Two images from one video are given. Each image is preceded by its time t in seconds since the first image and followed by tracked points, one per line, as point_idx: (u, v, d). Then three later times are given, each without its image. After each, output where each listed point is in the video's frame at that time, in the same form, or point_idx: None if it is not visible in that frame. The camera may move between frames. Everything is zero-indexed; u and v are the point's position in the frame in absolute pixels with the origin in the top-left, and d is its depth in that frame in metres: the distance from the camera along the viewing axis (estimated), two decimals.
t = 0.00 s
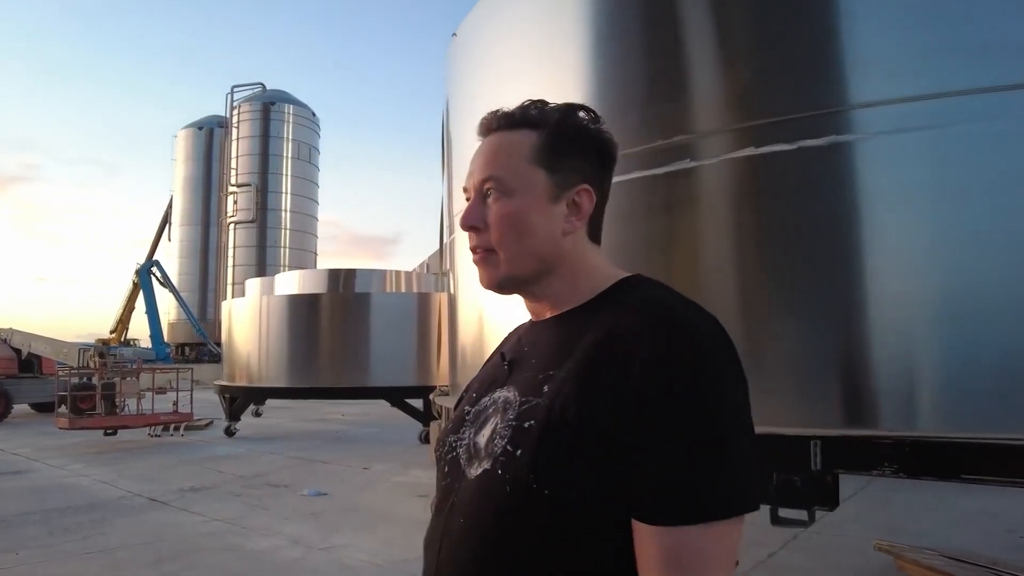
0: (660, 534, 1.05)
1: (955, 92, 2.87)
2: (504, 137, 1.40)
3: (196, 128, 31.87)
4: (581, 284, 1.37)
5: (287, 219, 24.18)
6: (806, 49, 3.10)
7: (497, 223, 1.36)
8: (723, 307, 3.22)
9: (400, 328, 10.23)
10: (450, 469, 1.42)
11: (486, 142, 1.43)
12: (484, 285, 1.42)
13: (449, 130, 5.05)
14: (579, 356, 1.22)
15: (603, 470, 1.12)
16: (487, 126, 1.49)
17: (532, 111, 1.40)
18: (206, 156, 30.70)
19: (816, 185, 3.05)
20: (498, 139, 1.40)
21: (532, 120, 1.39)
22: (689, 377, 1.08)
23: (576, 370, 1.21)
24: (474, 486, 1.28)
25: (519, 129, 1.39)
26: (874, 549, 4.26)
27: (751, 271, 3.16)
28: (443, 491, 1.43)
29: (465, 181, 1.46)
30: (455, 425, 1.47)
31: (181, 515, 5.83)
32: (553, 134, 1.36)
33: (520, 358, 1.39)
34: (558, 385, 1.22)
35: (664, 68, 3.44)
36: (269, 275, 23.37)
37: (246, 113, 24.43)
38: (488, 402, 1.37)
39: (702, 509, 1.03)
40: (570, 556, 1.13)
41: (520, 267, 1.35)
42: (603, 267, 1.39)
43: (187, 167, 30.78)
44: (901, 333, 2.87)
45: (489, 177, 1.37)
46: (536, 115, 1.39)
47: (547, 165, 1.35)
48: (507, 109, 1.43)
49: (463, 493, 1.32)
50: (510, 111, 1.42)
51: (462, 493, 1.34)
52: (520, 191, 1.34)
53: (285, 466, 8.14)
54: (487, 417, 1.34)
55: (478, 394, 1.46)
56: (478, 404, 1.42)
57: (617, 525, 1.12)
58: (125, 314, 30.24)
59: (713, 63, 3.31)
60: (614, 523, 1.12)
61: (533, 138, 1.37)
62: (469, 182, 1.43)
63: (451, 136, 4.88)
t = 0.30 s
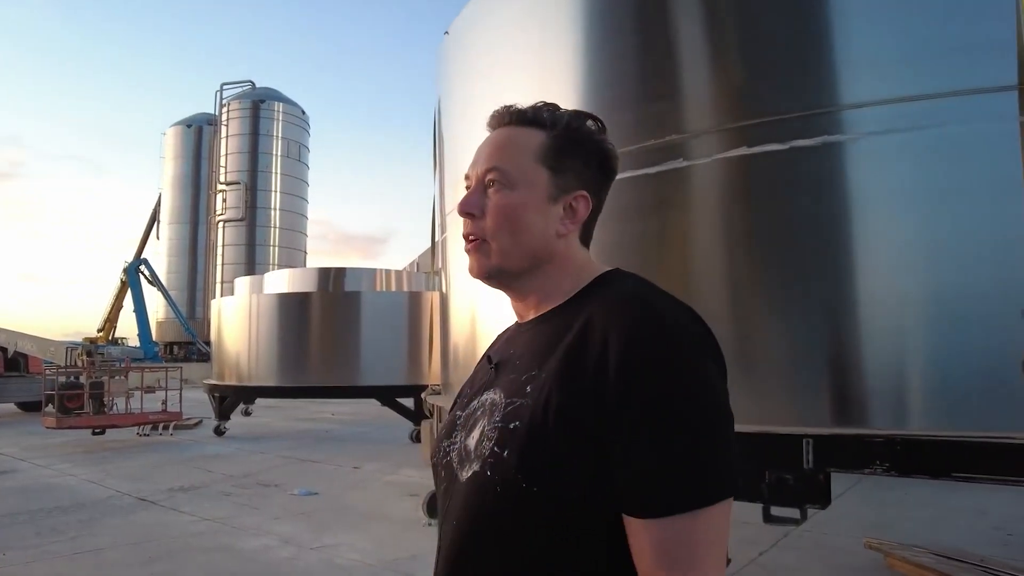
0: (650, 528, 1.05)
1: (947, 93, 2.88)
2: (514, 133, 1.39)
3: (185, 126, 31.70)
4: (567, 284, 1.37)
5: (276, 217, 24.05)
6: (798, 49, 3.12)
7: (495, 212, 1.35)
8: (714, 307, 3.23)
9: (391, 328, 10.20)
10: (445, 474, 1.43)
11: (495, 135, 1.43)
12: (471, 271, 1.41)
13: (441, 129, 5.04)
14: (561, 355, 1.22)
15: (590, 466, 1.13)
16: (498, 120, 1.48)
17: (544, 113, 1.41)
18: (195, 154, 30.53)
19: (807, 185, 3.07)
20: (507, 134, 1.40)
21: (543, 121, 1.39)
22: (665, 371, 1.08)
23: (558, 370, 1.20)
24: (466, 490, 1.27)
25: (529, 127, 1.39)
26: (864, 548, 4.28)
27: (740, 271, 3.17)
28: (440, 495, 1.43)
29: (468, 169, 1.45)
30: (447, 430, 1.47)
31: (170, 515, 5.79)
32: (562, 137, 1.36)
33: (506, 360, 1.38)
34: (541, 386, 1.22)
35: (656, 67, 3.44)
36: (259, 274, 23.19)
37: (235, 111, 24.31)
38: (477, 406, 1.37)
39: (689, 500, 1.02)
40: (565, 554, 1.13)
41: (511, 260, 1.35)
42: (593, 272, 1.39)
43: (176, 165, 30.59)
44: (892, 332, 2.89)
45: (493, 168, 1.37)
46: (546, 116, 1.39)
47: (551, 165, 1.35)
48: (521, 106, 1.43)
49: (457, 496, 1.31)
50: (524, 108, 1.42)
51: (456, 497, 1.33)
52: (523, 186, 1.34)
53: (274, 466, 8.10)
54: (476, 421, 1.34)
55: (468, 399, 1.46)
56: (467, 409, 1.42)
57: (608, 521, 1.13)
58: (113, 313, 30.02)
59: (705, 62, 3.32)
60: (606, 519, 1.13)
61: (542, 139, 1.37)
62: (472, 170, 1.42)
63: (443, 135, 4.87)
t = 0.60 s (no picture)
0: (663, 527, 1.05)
1: (948, 95, 2.88)
2: (521, 141, 1.38)
3: (183, 125, 31.67)
4: (576, 290, 1.36)
5: (275, 217, 24.01)
6: (799, 51, 3.11)
7: (508, 217, 1.33)
8: (716, 309, 3.23)
9: (390, 328, 10.19)
10: (454, 483, 1.42)
11: (499, 142, 1.42)
12: (477, 278, 1.37)
13: (441, 129, 5.03)
14: (567, 358, 1.22)
15: (597, 468, 1.12)
16: (498, 130, 1.47)
17: (548, 124, 1.41)
18: (193, 153, 30.49)
19: (808, 187, 3.07)
20: (515, 141, 1.39)
21: (548, 132, 1.39)
22: (668, 368, 1.08)
23: (565, 373, 1.20)
24: (475, 496, 1.27)
25: (535, 135, 1.39)
26: (863, 548, 4.28)
27: (740, 272, 3.18)
28: (450, 505, 1.42)
29: (471, 176, 1.42)
30: (455, 440, 1.47)
31: (169, 515, 5.79)
32: (568, 148, 1.38)
33: (512, 367, 1.38)
34: (549, 389, 1.22)
35: (656, 68, 3.45)
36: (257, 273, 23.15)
37: (234, 110, 24.27)
38: (484, 414, 1.37)
39: (696, 497, 1.02)
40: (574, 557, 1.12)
41: (524, 266, 1.33)
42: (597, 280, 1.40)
43: (175, 164, 30.56)
44: (893, 334, 2.89)
45: (505, 174, 1.35)
46: (551, 127, 1.40)
47: (561, 174, 1.36)
48: (524, 116, 1.43)
49: (467, 504, 1.30)
50: (528, 119, 1.42)
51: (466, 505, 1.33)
52: (536, 193, 1.33)
53: (273, 465, 8.10)
54: (484, 428, 1.33)
55: (475, 407, 1.46)
56: (475, 417, 1.42)
57: (616, 522, 1.12)
58: (111, 312, 30.00)
59: (706, 63, 3.32)
60: (615, 520, 1.12)
61: (551, 147, 1.37)
62: (479, 177, 1.39)
63: (444, 135, 4.87)
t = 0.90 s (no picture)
0: (692, 529, 1.06)
1: (949, 96, 2.89)
2: (548, 136, 1.37)
3: (183, 125, 31.67)
4: (602, 287, 1.38)
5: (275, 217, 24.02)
6: (799, 51, 3.11)
7: (557, 214, 1.31)
8: (720, 310, 3.23)
9: (390, 328, 10.19)
10: (467, 485, 1.40)
11: (522, 137, 1.38)
12: (521, 277, 1.33)
13: (441, 129, 5.04)
14: (598, 360, 1.22)
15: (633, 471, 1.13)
16: (508, 125, 1.44)
17: (562, 122, 1.42)
18: (193, 153, 30.50)
19: (810, 188, 3.06)
20: (542, 137, 1.37)
21: (567, 130, 1.40)
22: (704, 372, 1.09)
23: (597, 374, 1.20)
24: (500, 498, 1.25)
25: (559, 132, 1.39)
26: (863, 548, 4.28)
27: (742, 273, 3.18)
28: (462, 507, 1.41)
29: (499, 172, 1.38)
30: (467, 441, 1.45)
31: (169, 515, 5.79)
32: (587, 147, 1.39)
33: (530, 369, 1.38)
34: (579, 391, 1.21)
35: (657, 68, 3.45)
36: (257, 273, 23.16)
37: (234, 110, 24.27)
38: (502, 415, 1.36)
39: (731, 499, 1.04)
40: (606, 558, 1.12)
41: (573, 263, 1.33)
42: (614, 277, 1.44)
43: (175, 164, 30.57)
44: (895, 334, 2.89)
45: (546, 170, 1.33)
46: (567, 125, 1.40)
47: (589, 172, 1.37)
48: (539, 113, 1.41)
49: (487, 506, 1.29)
50: (544, 115, 1.41)
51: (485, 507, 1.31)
52: (577, 190, 1.34)
53: (273, 465, 8.10)
54: (504, 429, 1.33)
55: (487, 408, 1.45)
56: (490, 418, 1.41)
57: (641, 525, 1.13)
58: (111, 313, 30.02)
59: (706, 63, 3.32)
60: (644, 522, 1.13)
61: (576, 145, 1.38)
62: (514, 173, 1.35)
63: (444, 135, 4.87)
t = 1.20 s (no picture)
0: (703, 532, 1.08)
1: (948, 96, 2.89)
2: (558, 138, 1.37)
3: (183, 125, 31.66)
4: (611, 288, 1.38)
5: (275, 217, 24.00)
6: (798, 51, 3.12)
7: (566, 218, 1.31)
8: (721, 309, 3.23)
9: (390, 328, 10.19)
10: (470, 481, 1.41)
11: (532, 138, 1.38)
12: (530, 280, 1.34)
13: (441, 129, 5.04)
14: (610, 360, 1.22)
15: (643, 473, 1.13)
16: (517, 124, 1.44)
17: (571, 121, 1.41)
18: (193, 154, 30.49)
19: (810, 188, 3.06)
20: (552, 138, 1.37)
21: (576, 129, 1.40)
22: (718, 376, 1.11)
23: (609, 374, 1.20)
24: (507, 495, 1.24)
25: (568, 132, 1.38)
26: (863, 548, 4.28)
27: (742, 273, 3.18)
28: (464, 503, 1.41)
29: (508, 174, 1.38)
30: (470, 437, 1.45)
31: (169, 515, 5.79)
32: (596, 147, 1.39)
33: (537, 367, 1.38)
34: (589, 391, 1.21)
35: (656, 69, 3.45)
36: (258, 274, 23.15)
37: (234, 111, 24.24)
38: (510, 413, 1.36)
39: (743, 503, 1.06)
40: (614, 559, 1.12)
41: (582, 266, 1.33)
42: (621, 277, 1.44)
43: (174, 165, 30.55)
44: (895, 333, 2.89)
45: (555, 173, 1.33)
46: (577, 125, 1.40)
47: (598, 173, 1.37)
48: (549, 112, 1.41)
49: (493, 503, 1.28)
50: (554, 114, 1.41)
51: (489, 504, 1.31)
52: (587, 192, 1.34)
53: (273, 466, 8.10)
54: (512, 427, 1.32)
55: (492, 405, 1.45)
56: (496, 415, 1.40)
57: (649, 526, 1.14)
58: (111, 313, 30.03)
59: (705, 63, 3.32)
60: (652, 523, 1.14)
61: (586, 145, 1.38)
62: (523, 175, 1.35)
63: (444, 135, 4.87)
